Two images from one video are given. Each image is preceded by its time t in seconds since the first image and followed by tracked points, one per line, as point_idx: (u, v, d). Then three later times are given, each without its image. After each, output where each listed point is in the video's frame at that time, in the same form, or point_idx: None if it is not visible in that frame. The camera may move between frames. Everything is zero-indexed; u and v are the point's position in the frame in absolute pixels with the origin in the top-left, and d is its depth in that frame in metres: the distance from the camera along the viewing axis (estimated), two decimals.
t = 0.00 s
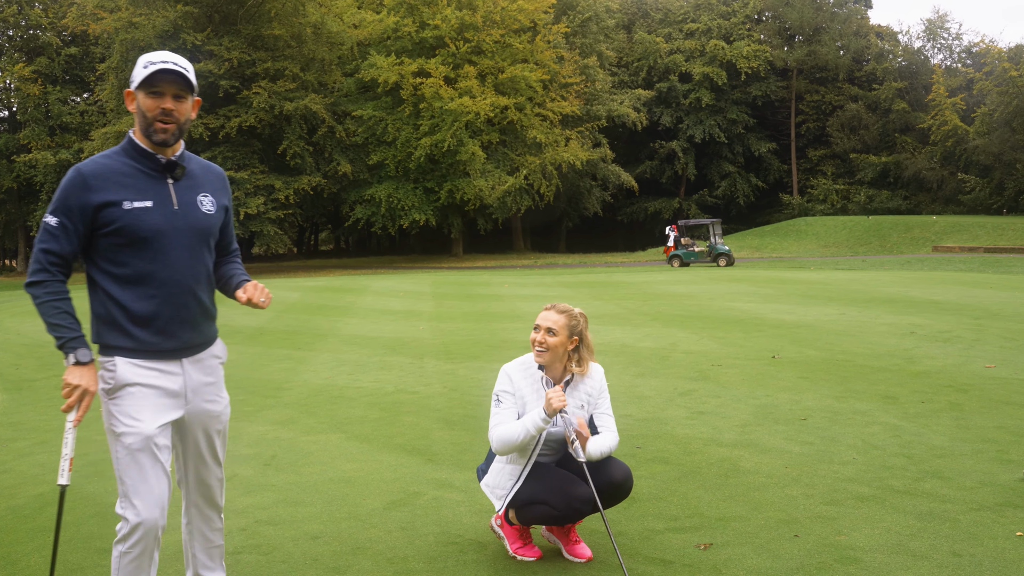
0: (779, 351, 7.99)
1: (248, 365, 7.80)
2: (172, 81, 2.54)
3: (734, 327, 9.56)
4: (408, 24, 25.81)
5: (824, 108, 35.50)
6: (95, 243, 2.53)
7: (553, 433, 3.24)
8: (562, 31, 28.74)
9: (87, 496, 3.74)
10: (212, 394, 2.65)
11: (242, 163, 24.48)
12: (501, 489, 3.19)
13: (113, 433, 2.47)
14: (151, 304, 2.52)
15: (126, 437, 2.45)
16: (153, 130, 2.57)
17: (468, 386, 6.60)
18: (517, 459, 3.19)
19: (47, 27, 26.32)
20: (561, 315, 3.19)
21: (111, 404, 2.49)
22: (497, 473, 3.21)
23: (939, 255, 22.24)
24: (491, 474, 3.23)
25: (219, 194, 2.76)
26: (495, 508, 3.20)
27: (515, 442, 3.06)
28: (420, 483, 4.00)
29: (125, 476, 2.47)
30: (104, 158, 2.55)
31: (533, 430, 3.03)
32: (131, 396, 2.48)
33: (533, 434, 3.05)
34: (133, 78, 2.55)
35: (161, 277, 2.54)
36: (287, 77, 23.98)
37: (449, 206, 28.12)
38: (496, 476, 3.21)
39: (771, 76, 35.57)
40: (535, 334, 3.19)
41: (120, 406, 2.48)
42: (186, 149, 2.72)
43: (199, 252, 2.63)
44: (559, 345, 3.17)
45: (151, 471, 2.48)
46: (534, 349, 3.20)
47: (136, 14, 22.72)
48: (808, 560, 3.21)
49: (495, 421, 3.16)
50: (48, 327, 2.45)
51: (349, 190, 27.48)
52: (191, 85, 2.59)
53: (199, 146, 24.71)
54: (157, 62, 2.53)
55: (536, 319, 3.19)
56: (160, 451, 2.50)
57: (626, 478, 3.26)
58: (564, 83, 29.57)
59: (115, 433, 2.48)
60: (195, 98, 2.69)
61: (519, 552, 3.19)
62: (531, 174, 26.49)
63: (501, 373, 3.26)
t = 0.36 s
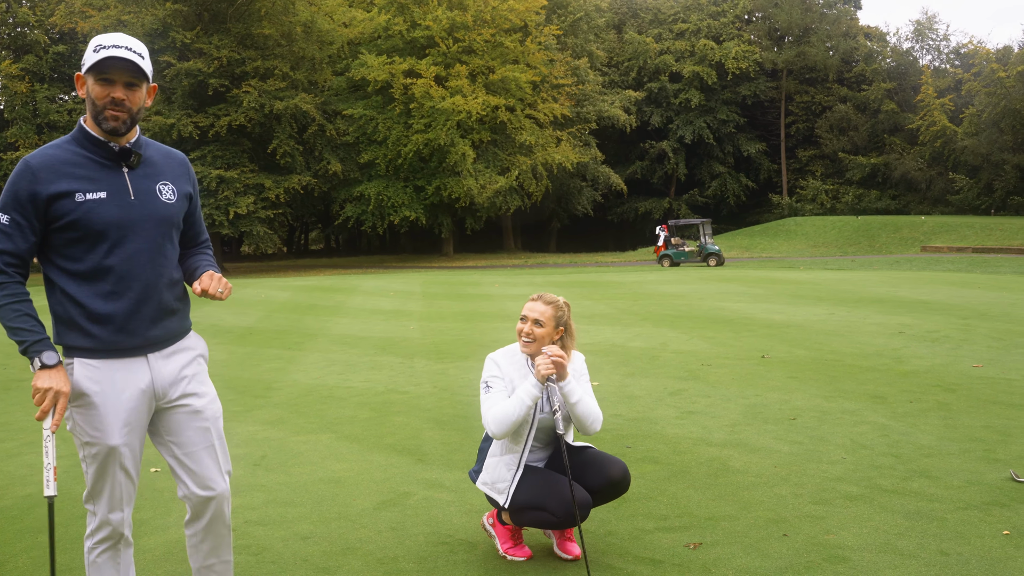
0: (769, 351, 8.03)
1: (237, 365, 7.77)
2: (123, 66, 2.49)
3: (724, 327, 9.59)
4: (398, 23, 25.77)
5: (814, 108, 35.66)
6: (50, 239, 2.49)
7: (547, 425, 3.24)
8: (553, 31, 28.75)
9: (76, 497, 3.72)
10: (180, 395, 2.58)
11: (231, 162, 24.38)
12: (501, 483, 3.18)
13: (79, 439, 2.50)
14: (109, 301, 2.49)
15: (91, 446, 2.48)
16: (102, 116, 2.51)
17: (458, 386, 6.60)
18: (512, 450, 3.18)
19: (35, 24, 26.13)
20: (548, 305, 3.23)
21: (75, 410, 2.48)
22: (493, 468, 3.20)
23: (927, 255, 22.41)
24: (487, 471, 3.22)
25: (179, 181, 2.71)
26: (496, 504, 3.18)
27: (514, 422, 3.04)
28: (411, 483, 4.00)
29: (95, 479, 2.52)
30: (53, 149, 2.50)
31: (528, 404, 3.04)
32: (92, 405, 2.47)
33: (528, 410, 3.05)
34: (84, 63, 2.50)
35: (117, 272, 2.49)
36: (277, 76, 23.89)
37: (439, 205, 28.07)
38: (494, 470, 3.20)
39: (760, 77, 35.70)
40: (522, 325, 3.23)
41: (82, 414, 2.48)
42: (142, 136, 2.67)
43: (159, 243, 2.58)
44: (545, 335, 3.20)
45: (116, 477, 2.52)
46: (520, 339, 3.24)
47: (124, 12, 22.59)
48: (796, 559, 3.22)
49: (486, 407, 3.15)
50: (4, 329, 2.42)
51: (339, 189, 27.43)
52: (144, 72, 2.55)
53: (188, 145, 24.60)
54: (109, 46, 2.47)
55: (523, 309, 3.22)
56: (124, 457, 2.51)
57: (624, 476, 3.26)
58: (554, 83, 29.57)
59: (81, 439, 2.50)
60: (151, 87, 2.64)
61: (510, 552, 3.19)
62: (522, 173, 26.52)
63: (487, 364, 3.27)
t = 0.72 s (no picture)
0: (768, 351, 8.04)
1: (238, 364, 7.79)
2: (144, 69, 2.38)
3: (723, 326, 9.61)
4: (398, 21, 25.77)
5: (813, 108, 35.70)
6: (64, 246, 2.36)
7: (548, 425, 3.26)
8: (553, 31, 28.74)
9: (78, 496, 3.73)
10: (185, 407, 2.46)
11: (231, 160, 24.37)
12: (503, 483, 3.17)
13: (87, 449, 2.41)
14: (127, 312, 2.38)
15: (99, 459, 2.39)
16: (119, 119, 2.39)
17: (458, 384, 6.61)
18: (514, 451, 3.18)
19: (34, 23, 26.12)
20: (551, 303, 3.26)
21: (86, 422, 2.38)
22: (495, 468, 3.20)
23: (927, 254, 22.44)
24: (489, 470, 3.21)
25: (192, 187, 2.60)
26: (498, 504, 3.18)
27: (520, 422, 3.04)
28: (411, 482, 4.01)
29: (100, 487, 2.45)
30: (65, 152, 2.36)
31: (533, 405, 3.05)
32: (99, 417, 2.36)
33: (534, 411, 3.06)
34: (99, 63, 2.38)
35: (136, 282, 2.38)
36: (277, 74, 23.84)
37: (438, 203, 28.05)
38: (495, 470, 3.19)
39: (759, 76, 35.70)
40: (524, 321, 3.27)
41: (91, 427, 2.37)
42: (154, 140, 2.55)
43: (176, 252, 2.47)
44: (547, 332, 3.24)
45: (120, 488, 2.43)
46: (522, 336, 3.27)
47: (124, 10, 22.57)
48: (795, 559, 3.24)
49: (491, 407, 3.15)
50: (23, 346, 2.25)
51: (339, 187, 27.44)
52: (164, 75, 2.44)
53: (188, 143, 24.61)
54: (128, 47, 2.37)
55: (526, 306, 3.26)
56: (130, 469, 2.42)
57: (623, 480, 3.28)
58: (554, 82, 29.57)
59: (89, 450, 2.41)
60: (166, 91, 2.53)
61: (511, 550, 3.20)
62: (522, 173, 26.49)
63: (490, 362, 3.28)
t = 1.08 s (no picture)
0: (781, 350, 8.02)
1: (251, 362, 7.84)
2: (218, 70, 2.32)
3: (735, 326, 9.59)
4: (410, 21, 25.81)
5: (825, 106, 35.54)
6: (121, 242, 2.31)
7: (561, 430, 3.27)
8: (565, 30, 28.68)
9: (93, 492, 3.78)
10: (236, 418, 2.40)
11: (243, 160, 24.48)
12: (515, 486, 3.20)
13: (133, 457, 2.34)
14: (178, 314, 2.30)
15: (144, 467, 2.32)
16: (188, 120, 2.35)
17: (470, 383, 6.64)
18: (528, 454, 3.20)
19: (50, 23, 26.33)
20: (572, 312, 3.25)
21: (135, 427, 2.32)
22: (508, 470, 3.22)
23: (940, 253, 22.30)
24: (502, 472, 3.23)
25: (258, 194, 2.53)
26: (510, 505, 3.21)
27: (536, 424, 3.06)
28: (423, 481, 4.03)
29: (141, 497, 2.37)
30: (133, 147, 2.34)
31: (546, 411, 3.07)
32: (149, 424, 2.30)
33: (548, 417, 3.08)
34: (176, 59, 2.34)
35: (187, 284, 2.30)
36: (289, 74, 23.93)
37: (449, 202, 28.08)
38: (508, 472, 3.21)
39: (771, 75, 35.53)
40: (543, 328, 3.27)
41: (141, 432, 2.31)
42: (226, 143, 2.49)
43: (232, 256, 2.39)
44: (566, 342, 3.24)
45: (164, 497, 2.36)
46: (539, 342, 3.28)
47: (138, 10, 22.69)
48: (806, 559, 3.24)
49: (507, 412, 3.17)
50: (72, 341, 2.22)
51: (351, 185, 27.54)
52: (239, 79, 2.39)
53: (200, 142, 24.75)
54: (204, 47, 2.33)
55: (546, 312, 3.26)
56: (177, 479, 2.35)
57: (632, 485, 3.28)
58: (566, 82, 29.53)
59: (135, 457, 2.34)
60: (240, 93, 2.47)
61: (522, 549, 3.22)
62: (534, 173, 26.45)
63: (505, 366, 3.30)
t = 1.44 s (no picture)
0: (786, 350, 8.01)
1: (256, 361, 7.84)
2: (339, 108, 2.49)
3: (741, 325, 9.57)
4: (416, 20, 25.82)
5: (831, 106, 35.46)
6: (170, 236, 2.32)
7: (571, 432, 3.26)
8: (571, 30, 28.64)
9: (99, 492, 3.79)
10: (280, 420, 2.43)
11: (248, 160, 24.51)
12: (527, 489, 3.19)
13: (183, 468, 2.30)
14: (228, 313, 2.33)
15: (197, 475, 2.28)
16: (296, 142, 2.45)
17: (475, 382, 6.64)
18: (539, 458, 3.18)
19: (56, 23, 26.39)
20: (573, 311, 3.28)
21: (182, 433, 2.30)
22: (518, 473, 3.20)
23: (946, 253, 22.24)
24: (512, 476, 3.22)
25: (305, 201, 2.58)
26: (522, 508, 3.19)
27: (551, 425, 3.04)
28: (428, 480, 4.04)
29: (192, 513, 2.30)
30: (189, 142, 2.37)
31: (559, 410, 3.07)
32: (203, 427, 2.28)
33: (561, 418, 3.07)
34: (295, 80, 2.39)
35: (238, 283, 2.33)
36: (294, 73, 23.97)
37: (454, 201, 28.09)
38: (518, 476, 3.20)
39: (777, 74, 35.44)
40: (547, 331, 3.29)
41: (191, 437, 2.29)
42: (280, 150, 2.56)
43: (278, 261, 2.43)
44: (572, 341, 3.26)
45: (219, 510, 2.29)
46: (545, 346, 3.29)
47: (144, 10, 22.73)
48: (811, 559, 3.23)
49: (519, 416, 3.15)
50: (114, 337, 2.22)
51: (356, 184, 27.61)
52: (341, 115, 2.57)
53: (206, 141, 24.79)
54: (325, 82, 2.46)
55: (548, 314, 3.28)
56: (232, 487, 2.32)
57: (640, 485, 3.29)
58: (571, 81, 29.50)
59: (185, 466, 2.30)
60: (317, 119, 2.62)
61: (527, 549, 3.23)
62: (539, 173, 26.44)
63: (512, 371, 3.29)
